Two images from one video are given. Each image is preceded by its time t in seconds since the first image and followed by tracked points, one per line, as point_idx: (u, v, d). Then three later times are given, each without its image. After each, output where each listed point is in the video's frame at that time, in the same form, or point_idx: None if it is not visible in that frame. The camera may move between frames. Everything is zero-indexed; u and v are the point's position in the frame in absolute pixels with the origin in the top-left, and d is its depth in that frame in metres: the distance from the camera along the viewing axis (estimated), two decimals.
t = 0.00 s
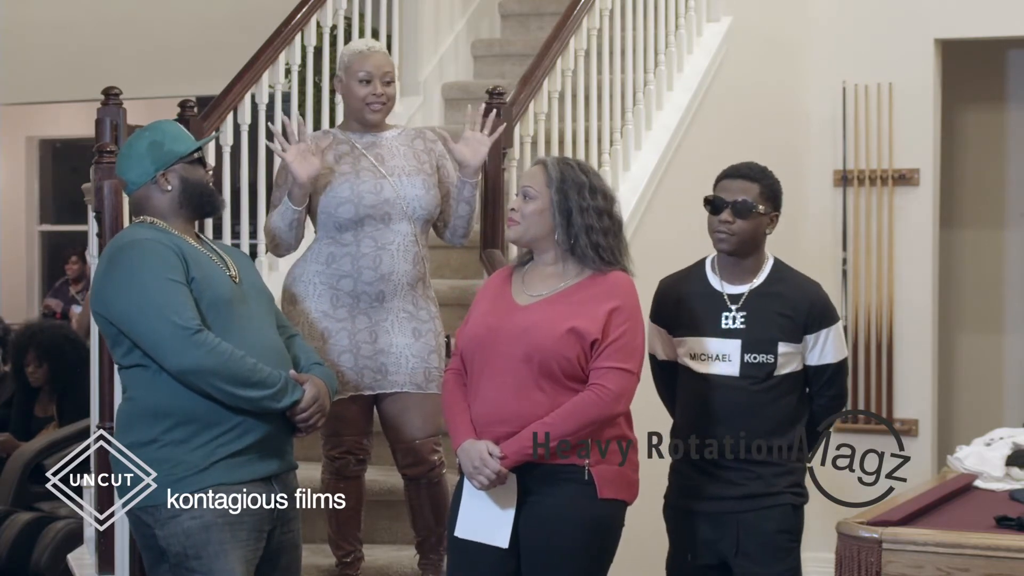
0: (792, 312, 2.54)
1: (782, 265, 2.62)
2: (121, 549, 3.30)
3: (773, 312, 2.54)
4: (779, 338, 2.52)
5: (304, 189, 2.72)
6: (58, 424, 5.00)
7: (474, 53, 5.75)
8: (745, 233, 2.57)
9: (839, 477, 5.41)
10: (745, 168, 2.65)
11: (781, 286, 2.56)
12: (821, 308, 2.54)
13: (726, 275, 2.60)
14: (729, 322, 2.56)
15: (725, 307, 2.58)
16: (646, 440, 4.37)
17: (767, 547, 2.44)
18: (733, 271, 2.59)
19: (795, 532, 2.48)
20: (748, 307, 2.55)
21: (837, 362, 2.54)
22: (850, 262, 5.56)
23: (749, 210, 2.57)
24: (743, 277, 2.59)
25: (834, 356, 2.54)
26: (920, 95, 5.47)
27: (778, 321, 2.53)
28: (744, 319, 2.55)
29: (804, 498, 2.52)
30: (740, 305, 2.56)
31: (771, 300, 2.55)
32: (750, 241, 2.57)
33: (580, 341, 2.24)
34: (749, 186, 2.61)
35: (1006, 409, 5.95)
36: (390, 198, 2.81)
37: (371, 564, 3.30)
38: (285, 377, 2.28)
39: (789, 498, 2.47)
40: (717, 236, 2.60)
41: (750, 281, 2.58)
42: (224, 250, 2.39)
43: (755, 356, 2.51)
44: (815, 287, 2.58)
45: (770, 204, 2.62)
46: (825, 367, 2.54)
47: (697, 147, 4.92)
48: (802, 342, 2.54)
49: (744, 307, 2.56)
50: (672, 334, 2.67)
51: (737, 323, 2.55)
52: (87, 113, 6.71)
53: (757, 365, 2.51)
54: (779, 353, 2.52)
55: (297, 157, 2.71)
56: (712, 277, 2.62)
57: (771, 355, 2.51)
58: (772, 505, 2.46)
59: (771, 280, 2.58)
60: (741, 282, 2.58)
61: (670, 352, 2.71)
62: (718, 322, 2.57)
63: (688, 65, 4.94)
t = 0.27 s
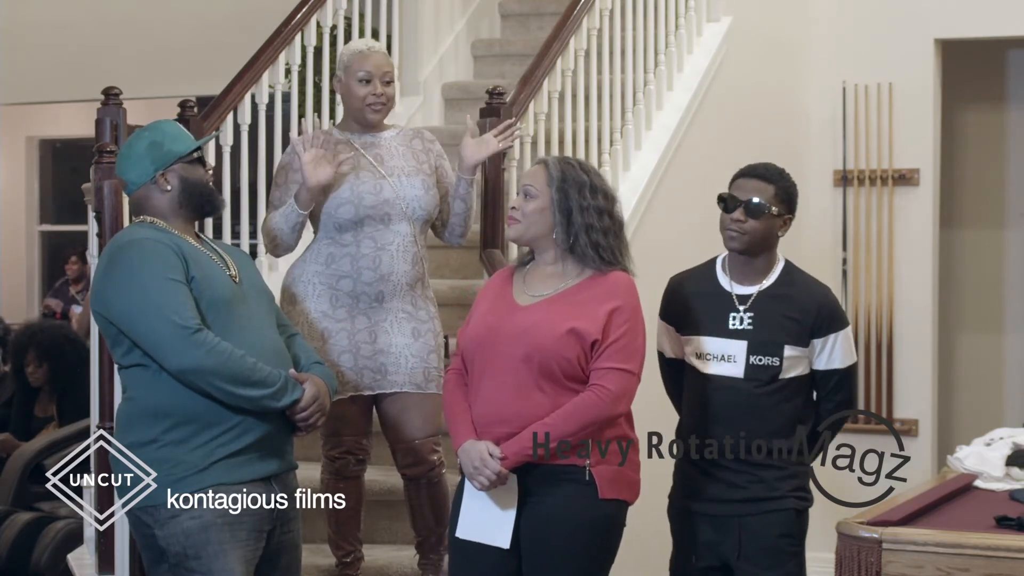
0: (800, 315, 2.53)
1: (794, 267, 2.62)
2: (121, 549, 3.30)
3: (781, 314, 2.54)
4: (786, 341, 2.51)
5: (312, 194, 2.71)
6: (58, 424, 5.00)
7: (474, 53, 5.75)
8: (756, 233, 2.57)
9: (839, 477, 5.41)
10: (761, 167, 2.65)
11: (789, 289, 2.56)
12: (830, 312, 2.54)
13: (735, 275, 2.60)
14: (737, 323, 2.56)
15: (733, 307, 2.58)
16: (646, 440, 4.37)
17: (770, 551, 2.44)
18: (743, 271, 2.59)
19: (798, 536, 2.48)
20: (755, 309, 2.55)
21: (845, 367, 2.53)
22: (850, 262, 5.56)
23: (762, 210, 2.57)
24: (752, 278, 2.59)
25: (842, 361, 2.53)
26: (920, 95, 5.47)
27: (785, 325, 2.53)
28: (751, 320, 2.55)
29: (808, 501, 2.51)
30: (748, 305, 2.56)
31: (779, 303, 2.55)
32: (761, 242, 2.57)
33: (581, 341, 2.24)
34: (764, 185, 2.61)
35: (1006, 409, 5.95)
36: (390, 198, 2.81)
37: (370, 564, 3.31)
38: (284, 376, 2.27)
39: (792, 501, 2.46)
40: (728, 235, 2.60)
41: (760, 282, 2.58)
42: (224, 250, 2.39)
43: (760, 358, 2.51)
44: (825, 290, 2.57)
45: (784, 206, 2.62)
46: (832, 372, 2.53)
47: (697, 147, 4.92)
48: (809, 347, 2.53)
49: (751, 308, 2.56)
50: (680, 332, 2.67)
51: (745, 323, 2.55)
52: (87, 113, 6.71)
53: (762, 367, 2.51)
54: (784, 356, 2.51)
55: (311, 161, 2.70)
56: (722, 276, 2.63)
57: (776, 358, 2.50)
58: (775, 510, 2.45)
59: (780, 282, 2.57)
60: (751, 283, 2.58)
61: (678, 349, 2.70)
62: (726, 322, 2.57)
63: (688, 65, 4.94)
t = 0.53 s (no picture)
0: (801, 321, 2.52)
1: (801, 271, 2.61)
2: (121, 549, 3.31)
3: (784, 318, 2.53)
4: (785, 345, 2.50)
5: (311, 185, 2.72)
6: (58, 424, 5.00)
7: (474, 53, 5.75)
8: (765, 236, 2.56)
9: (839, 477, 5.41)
10: (778, 170, 2.65)
11: (794, 293, 2.55)
12: (836, 319, 2.51)
13: (742, 275, 2.60)
14: (739, 324, 2.56)
15: (737, 308, 2.58)
16: (646, 440, 4.37)
17: (767, 554, 2.44)
18: (749, 272, 2.59)
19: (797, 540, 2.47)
20: (759, 310, 2.55)
21: (847, 374, 2.51)
22: (850, 262, 5.56)
23: (774, 214, 2.56)
24: (758, 279, 2.58)
25: (844, 368, 2.51)
26: (920, 95, 5.47)
27: (787, 328, 2.52)
28: (754, 322, 2.54)
29: (807, 505, 2.50)
30: (752, 307, 2.56)
31: (783, 306, 2.54)
32: (769, 244, 2.57)
33: (586, 342, 2.24)
34: (780, 189, 2.61)
35: (1006, 409, 5.95)
36: (389, 198, 2.81)
37: (370, 564, 3.31)
38: (283, 377, 2.27)
39: (790, 505, 2.45)
40: (737, 234, 2.59)
41: (764, 284, 2.57)
42: (225, 250, 2.39)
43: (760, 361, 2.50)
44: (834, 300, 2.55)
45: (797, 211, 2.61)
46: (835, 378, 2.51)
47: (697, 147, 4.92)
48: (810, 352, 2.52)
49: (755, 309, 2.56)
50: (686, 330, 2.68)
51: (747, 325, 2.55)
52: (87, 113, 6.71)
53: (761, 370, 2.50)
54: (784, 360, 2.50)
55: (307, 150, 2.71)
56: (729, 276, 2.63)
57: (775, 361, 2.50)
58: (773, 513, 2.45)
59: (784, 286, 2.56)
60: (756, 284, 2.58)
61: (683, 347, 2.71)
62: (729, 323, 2.57)
63: (688, 65, 4.93)
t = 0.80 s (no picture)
0: (804, 324, 2.51)
1: (802, 273, 2.61)
2: (121, 549, 3.31)
3: (786, 320, 2.52)
4: (788, 348, 2.50)
5: (305, 179, 2.73)
6: (58, 424, 4.99)
7: (474, 53, 5.75)
8: (769, 238, 2.56)
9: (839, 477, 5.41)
10: (781, 171, 2.65)
11: (797, 295, 2.55)
12: (839, 322, 2.51)
13: (743, 277, 2.59)
14: (742, 326, 2.55)
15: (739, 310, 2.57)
16: (646, 440, 4.37)
17: (767, 556, 2.44)
18: (752, 274, 2.58)
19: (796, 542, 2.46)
20: (761, 313, 2.54)
21: (849, 377, 2.51)
22: (850, 262, 5.56)
23: (777, 216, 2.56)
24: (760, 282, 2.57)
25: (847, 371, 2.50)
26: (920, 95, 5.47)
27: (789, 331, 2.51)
28: (757, 324, 2.54)
29: (807, 507, 2.50)
30: (754, 309, 2.55)
31: (786, 309, 2.54)
32: (773, 247, 2.56)
33: (587, 342, 2.24)
34: (784, 191, 2.60)
35: (1006, 409, 5.95)
36: (388, 198, 2.81)
37: (370, 564, 3.31)
38: (279, 378, 2.27)
39: (791, 507, 2.46)
40: (740, 236, 2.58)
41: (767, 287, 2.57)
42: (226, 250, 2.39)
43: (763, 364, 2.50)
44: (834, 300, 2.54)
45: (800, 214, 2.61)
46: (837, 381, 2.51)
47: (697, 147, 4.92)
48: (813, 355, 2.51)
49: (757, 312, 2.55)
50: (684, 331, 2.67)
51: (750, 327, 2.54)
52: (87, 113, 6.70)
53: (764, 373, 2.50)
54: (787, 363, 2.50)
55: (301, 146, 2.73)
56: (730, 278, 2.62)
57: (779, 364, 2.49)
58: (774, 515, 2.45)
59: (787, 288, 2.56)
60: (758, 287, 2.57)
61: (681, 347, 2.69)
62: (732, 325, 2.56)
63: (688, 65, 4.93)
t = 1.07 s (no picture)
0: (808, 321, 2.50)
1: (794, 271, 2.58)
2: (121, 550, 3.30)
3: (787, 317, 2.49)
4: (793, 345, 2.48)
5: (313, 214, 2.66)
6: (58, 424, 5.00)
7: (474, 53, 5.75)
8: (769, 236, 2.52)
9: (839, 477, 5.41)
10: (769, 167, 2.60)
11: (796, 292, 2.52)
12: (836, 319, 2.52)
13: (740, 276, 2.53)
14: (743, 326, 2.49)
15: (738, 310, 2.51)
16: (646, 440, 4.37)
17: (773, 557, 2.40)
18: (750, 273, 2.53)
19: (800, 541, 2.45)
20: (762, 312, 2.49)
21: (846, 371, 2.53)
22: (850, 262, 5.56)
23: (776, 214, 2.52)
24: (758, 280, 2.52)
25: (844, 365, 2.53)
26: (920, 95, 5.47)
27: (794, 328, 2.49)
28: (759, 323, 2.49)
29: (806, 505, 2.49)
30: (753, 309, 2.50)
31: (788, 306, 2.50)
32: (773, 244, 2.52)
33: (585, 342, 2.24)
34: (777, 187, 2.55)
35: (1006, 409, 5.95)
36: (388, 198, 2.81)
37: (370, 564, 3.31)
38: (272, 381, 2.26)
39: (794, 506, 2.44)
40: (739, 236, 2.53)
41: (766, 285, 2.52)
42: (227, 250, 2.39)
43: (768, 362, 2.46)
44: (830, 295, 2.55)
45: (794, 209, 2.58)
46: (835, 375, 2.53)
47: (697, 147, 4.92)
48: (815, 350, 2.51)
49: (758, 311, 2.50)
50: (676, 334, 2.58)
51: (752, 327, 2.48)
52: (87, 113, 6.70)
53: (769, 371, 2.46)
54: (792, 359, 2.47)
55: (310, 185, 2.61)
56: (725, 278, 2.55)
57: (785, 361, 2.46)
58: (778, 514, 2.42)
59: (787, 287, 2.53)
60: (757, 285, 2.52)
61: (671, 351, 2.60)
62: (731, 325, 2.50)
63: (688, 65, 4.93)
